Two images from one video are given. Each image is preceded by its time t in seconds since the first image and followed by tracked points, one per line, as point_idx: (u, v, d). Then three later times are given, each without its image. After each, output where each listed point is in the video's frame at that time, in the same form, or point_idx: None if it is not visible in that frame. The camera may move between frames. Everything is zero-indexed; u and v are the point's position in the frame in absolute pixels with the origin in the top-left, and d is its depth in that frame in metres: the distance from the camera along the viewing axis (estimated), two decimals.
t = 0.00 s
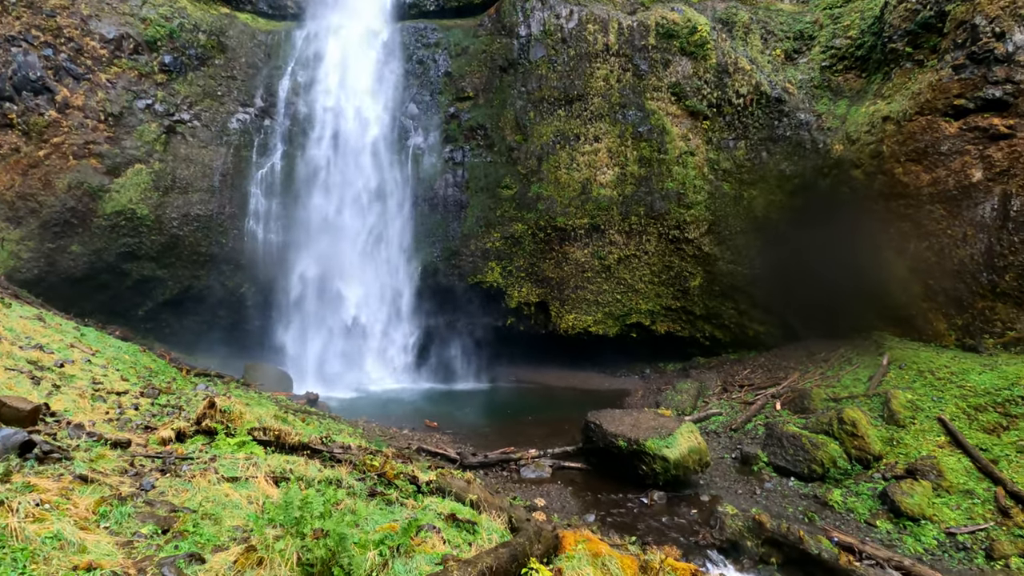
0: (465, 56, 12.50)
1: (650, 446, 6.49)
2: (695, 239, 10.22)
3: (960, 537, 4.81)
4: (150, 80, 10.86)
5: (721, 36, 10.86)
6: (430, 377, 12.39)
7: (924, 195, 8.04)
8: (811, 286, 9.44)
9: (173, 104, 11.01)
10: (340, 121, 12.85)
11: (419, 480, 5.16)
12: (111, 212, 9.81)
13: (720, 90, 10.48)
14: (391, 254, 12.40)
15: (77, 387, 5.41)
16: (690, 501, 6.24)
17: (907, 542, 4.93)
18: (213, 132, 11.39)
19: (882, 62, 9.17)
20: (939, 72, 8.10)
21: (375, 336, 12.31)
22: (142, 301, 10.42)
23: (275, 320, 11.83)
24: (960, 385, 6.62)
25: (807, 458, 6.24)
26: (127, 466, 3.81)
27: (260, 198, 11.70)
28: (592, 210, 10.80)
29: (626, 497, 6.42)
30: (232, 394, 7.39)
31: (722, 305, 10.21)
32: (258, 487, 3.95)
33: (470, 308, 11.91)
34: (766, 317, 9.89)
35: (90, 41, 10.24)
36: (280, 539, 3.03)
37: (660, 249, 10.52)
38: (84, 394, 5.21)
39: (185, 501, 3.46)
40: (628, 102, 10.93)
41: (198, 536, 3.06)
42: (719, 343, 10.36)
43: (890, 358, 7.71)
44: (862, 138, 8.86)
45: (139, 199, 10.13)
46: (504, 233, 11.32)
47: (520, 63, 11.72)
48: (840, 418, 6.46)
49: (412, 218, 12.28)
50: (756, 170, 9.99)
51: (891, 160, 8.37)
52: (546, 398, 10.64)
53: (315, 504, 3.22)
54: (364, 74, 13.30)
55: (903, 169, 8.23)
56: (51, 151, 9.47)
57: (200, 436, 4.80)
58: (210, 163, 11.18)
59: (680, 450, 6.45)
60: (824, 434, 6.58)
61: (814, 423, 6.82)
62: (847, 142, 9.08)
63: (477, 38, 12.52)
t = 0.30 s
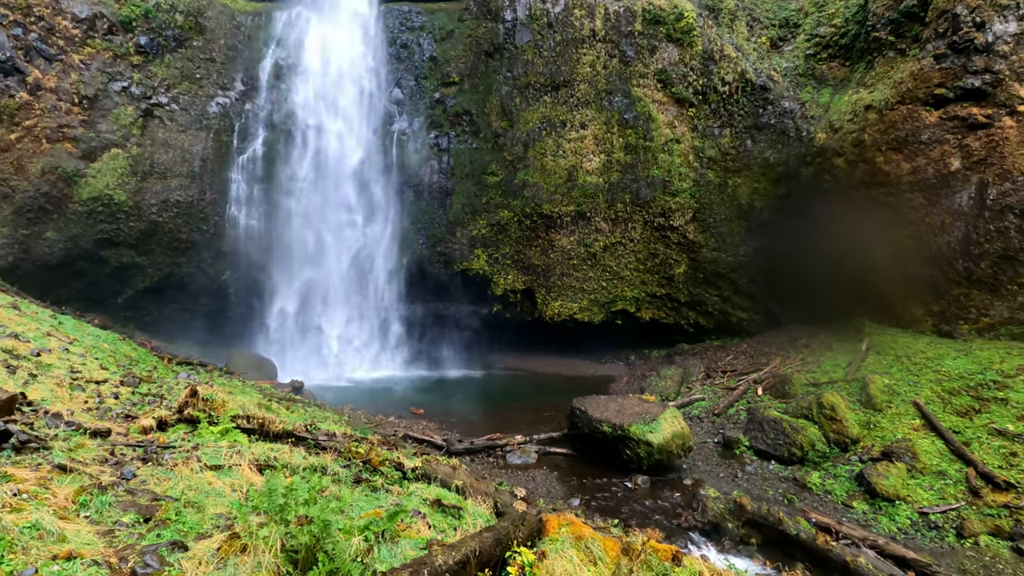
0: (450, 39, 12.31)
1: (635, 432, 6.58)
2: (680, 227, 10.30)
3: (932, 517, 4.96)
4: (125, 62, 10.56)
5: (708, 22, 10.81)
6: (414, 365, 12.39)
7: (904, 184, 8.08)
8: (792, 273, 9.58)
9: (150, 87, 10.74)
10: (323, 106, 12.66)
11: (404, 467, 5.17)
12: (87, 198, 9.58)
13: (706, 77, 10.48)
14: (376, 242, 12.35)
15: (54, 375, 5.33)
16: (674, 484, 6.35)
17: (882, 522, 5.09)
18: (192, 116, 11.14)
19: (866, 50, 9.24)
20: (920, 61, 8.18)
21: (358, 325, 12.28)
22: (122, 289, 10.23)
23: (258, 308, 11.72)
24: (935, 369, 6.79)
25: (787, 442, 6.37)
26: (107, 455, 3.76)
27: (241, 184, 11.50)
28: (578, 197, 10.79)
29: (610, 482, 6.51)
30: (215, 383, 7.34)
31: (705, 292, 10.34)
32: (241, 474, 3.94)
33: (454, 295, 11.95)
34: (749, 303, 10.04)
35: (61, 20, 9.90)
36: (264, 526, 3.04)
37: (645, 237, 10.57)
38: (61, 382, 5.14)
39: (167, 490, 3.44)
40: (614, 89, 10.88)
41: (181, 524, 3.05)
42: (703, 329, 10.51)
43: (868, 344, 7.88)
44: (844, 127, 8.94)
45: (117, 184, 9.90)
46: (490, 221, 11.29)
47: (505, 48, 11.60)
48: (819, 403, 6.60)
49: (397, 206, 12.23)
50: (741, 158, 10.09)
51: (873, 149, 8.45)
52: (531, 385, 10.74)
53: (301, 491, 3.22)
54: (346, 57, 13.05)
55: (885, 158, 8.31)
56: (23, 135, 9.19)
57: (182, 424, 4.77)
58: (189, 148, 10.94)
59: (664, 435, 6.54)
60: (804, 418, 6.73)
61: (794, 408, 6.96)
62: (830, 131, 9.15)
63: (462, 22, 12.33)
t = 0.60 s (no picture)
0: (433, 24, 12.03)
1: (617, 419, 6.65)
2: (663, 216, 10.37)
3: (904, 498, 5.12)
4: (96, 44, 10.20)
5: (692, 11, 10.79)
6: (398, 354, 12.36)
7: (882, 173, 8.19)
8: (771, 262, 9.73)
9: (123, 71, 10.41)
10: (304, 93, 12.51)
11: (388, 455, 5.18)
12: (59, 185, 9.29)
13: (689, 66, 10.51)
14: (359, 230, 12.24)
15: (26, 367, 5.21)
16: (655, 470, 6.46)
17: (856, 504, 5.24)
18: (167, 101, 10.88)
19: (846, 41, 9.34)
20: (899, 52, 8.26)
21: (340, 314, 12.19)
22: (97, 278, 10.04)
23: (239, 296, 11.61)
24: (909, 355, 6.99)
25: (767, 427, 6.50)
26: (83, 447, 3.71)
27: (220, 171, 11.30)
28: (562, 186, 10.78)
29: (593, 468, 6.59)
30: (194, 373, 7.27)
31: (687, 281, 10.47)
32: (222, 465, 3.92)
33: (438, 285, 11.95)
34: (730, 291, 10.19)
35: None
36: (245, 517, 3.01)
37: (628, 226, 10.62)
38: (34, 373, 5.04)
39: (145, 481, 3.41)
40: (598, 77, 10.85)
41: (159, 515, 3.02)
42: (685, 317, 10.65)
43: (844, 331, 8.06)
44: (824, 117, 9.01)
45: (89, 171, 9.65)
46: (473, 209, 11.25)
47: (489, 34, 11.48)
48: (798, 389, 6.75)
49: (380, 193, 12.11)
50: (723, 147, 10.18)
51: (852, 139, 8.54)
52: (514, 373, 10.80)
53: (282, 481, 3.21)
54: (328, 44, 12.91)
55: (863, 148, 8.39)
56: None
57: (161, 415, 4.71)
58: (165, 134, 10.69)
59: (646, 421, 6.63)
60: (783, 404, 6.88)
61: (773, 394, 7.10)
62: (810, 121, 9.21)
63: (443, 6, 12.01)
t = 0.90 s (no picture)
0: (414, 12, 11.81)
1: (599, 409, 6.72)
2: (645, 208, 10.44)
3: (876, 483, 5.26)
4: (63, 28, 9.82)
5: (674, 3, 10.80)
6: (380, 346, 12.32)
7: (857, 166, 8.34)
8: (750, 254, 9.86)
9: (93, 56, 10.07)
10: (282, 82, 12.31)
11: (369, 447, 5.16)
12: (27, 174, 9.00)
13: (671, 58, 10.54)
14: (340, 223, 12.12)
15: None
16: (636, 459, 6.54)
17: (831, 490, 5.38)
18: (140, 89, 10.59)
19: (825, 35, 9.46)
20: (875, 47, 8.43)
21: (322, 308, 12.06)
22: (69, 271, 9.80)
23: (218, 289, 11.42)
24: (882, 344, 7.16)
25: (745, 416, 6.63)
26: (54, 443, 3.62)
27: (196, 161, 11.04)
28: (545, 177, 10.78)
29: (575, 458, 6.66)
30: (171, 367, 7.15)
31: (669, 272, 10.58)
32: (199, 459, 3.86)
33: (420, 277, 11.90)
34: (710, 283, 10.33)
35: None
36: (222, 511, 2.97)
37: (611, 217, 10.66)
38: (3, 369, 4.91)
39: (119, 477, 3.35)
40: (581, 68, 10.82)
41: (134, 511, 2.98)
42: (667, 309, 10.77)
43: (820, 321, 8.22)
44: (803, 110, 9.17)
45: (59, 160, 9.36)
46: (456, 201, 11.19)
47: (470, 23, 11.36)
48: (775, 378, 6.87)
49: (361, 185, 11.98)
50: (704, 140, 10.29)
51: (829, 133, 8.71)
52: (496, 364, 10.83)
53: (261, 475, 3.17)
54: (306, 32, 12.71)
55: (839, 142, 8.56)
56: None
57: (135, 410, 4.62)
58: (138, 122, 10.42)
59: (628, 411, 6.71)
60: (761, 393, 7.01)
61: (751, 384, 7.22)
62: (788, 114, 9.38)
63: None
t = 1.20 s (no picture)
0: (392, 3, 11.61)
1: (579, 403, 6.76)
2: (624, 202, 10.53)
3: (848, 471, 5.40)
4: (26, 15, 9.47)
5: None
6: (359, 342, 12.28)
7: (831, 162, 8.50)
8: (728, 249, 10.00)
9: (57, 44, 9.75)
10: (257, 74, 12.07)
11: (348, 443, 5.12)
12: None
13: (650, 53, 10.60)
14: (317, 217, 11.97)
15: None
16: (616, 451, 6.62)
17: (804, 478, 5.50)
18: (108, 79, 10.31)
19: (800, 32, 9.61)
20: (848, 44, 8.59)
21: (300, 303, 11.94)
22: (36, 266, 9.52)
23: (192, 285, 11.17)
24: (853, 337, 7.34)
25: (722, 408, 6.75)
26: (19, 443, 3.53)
27: (166, 153, 10.76)
28: (525, 171, 10.77)
29: (556, 451, 6.70)
30: (142, 364, 7.02)
31: (648, 266, 10.73)
32: (172, 458, 3.79)
33: (401, 272, 11.81)
34: (689, 276, 10.49)
35: None
36: (195, 510, 2.93)
37: (591, 212, 10.72)
38: None
39: (87, 477, 3.27)
40: (561, 63, 10.79)
41: (102, 512, 2.91)
42: (646, 302, 10.91)
43: (795, 314, 8.38)
44: (778, 106, 9.32)
45: (22, 151, 9.06)
46: (435, 195, 11.13)
47: (449, 16, 11.24)
48: (751, 370, 6.99)
49: (339, 179, 11.82)
50: (683, 135, 10.42)
51: (804, 129, 8.85)
52: (477, 359, 10.80)
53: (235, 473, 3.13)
54: (281, 23, 12.47)
55: (814, 137, 8.71)
56: None
57: (104, 408, 4.52)
58: (106, 113, 10.14)
59: (607, 405, 6.76)
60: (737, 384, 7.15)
61: (729, 376, 7.34)
62: (765, 110, 9.53)
63: None
